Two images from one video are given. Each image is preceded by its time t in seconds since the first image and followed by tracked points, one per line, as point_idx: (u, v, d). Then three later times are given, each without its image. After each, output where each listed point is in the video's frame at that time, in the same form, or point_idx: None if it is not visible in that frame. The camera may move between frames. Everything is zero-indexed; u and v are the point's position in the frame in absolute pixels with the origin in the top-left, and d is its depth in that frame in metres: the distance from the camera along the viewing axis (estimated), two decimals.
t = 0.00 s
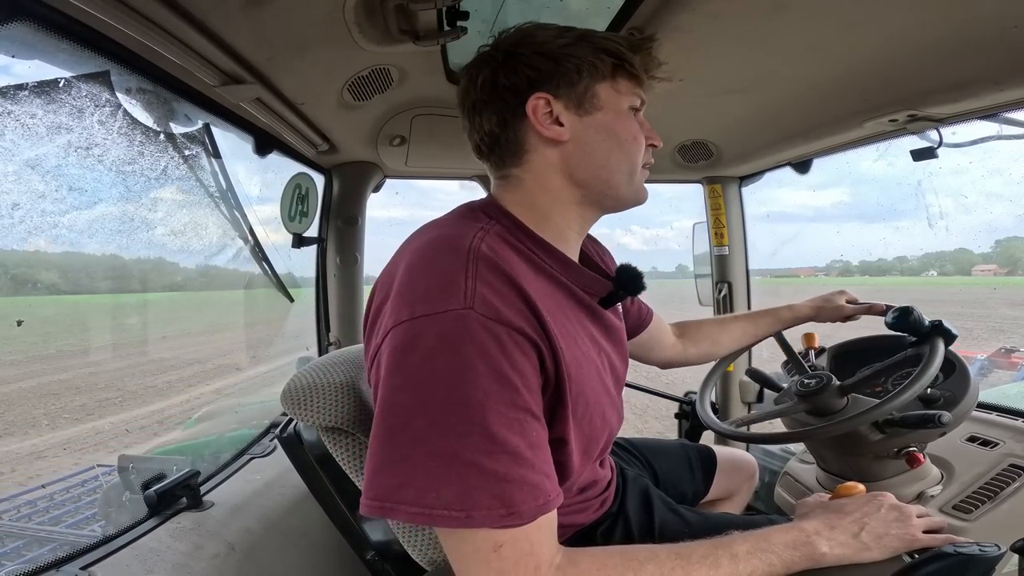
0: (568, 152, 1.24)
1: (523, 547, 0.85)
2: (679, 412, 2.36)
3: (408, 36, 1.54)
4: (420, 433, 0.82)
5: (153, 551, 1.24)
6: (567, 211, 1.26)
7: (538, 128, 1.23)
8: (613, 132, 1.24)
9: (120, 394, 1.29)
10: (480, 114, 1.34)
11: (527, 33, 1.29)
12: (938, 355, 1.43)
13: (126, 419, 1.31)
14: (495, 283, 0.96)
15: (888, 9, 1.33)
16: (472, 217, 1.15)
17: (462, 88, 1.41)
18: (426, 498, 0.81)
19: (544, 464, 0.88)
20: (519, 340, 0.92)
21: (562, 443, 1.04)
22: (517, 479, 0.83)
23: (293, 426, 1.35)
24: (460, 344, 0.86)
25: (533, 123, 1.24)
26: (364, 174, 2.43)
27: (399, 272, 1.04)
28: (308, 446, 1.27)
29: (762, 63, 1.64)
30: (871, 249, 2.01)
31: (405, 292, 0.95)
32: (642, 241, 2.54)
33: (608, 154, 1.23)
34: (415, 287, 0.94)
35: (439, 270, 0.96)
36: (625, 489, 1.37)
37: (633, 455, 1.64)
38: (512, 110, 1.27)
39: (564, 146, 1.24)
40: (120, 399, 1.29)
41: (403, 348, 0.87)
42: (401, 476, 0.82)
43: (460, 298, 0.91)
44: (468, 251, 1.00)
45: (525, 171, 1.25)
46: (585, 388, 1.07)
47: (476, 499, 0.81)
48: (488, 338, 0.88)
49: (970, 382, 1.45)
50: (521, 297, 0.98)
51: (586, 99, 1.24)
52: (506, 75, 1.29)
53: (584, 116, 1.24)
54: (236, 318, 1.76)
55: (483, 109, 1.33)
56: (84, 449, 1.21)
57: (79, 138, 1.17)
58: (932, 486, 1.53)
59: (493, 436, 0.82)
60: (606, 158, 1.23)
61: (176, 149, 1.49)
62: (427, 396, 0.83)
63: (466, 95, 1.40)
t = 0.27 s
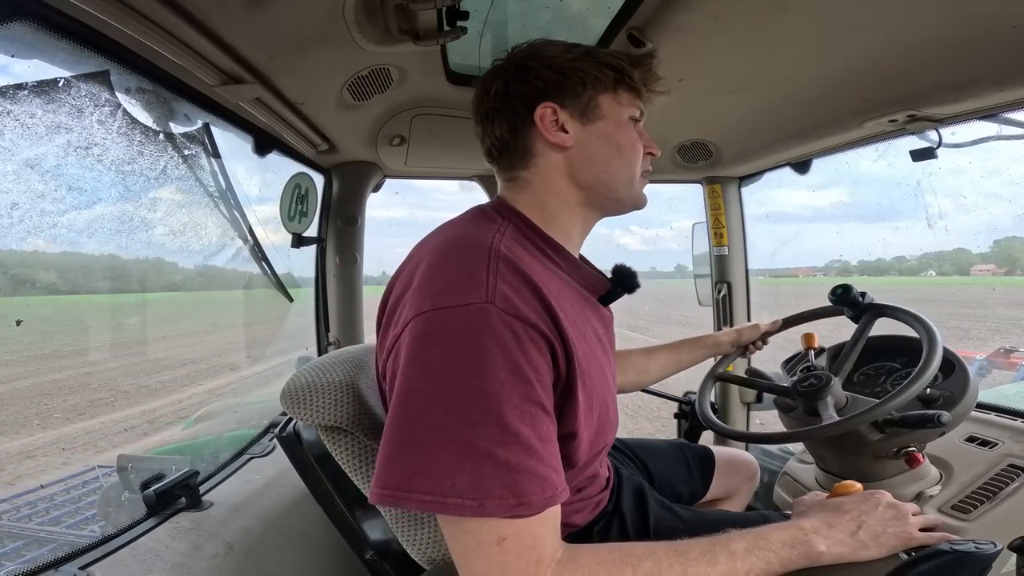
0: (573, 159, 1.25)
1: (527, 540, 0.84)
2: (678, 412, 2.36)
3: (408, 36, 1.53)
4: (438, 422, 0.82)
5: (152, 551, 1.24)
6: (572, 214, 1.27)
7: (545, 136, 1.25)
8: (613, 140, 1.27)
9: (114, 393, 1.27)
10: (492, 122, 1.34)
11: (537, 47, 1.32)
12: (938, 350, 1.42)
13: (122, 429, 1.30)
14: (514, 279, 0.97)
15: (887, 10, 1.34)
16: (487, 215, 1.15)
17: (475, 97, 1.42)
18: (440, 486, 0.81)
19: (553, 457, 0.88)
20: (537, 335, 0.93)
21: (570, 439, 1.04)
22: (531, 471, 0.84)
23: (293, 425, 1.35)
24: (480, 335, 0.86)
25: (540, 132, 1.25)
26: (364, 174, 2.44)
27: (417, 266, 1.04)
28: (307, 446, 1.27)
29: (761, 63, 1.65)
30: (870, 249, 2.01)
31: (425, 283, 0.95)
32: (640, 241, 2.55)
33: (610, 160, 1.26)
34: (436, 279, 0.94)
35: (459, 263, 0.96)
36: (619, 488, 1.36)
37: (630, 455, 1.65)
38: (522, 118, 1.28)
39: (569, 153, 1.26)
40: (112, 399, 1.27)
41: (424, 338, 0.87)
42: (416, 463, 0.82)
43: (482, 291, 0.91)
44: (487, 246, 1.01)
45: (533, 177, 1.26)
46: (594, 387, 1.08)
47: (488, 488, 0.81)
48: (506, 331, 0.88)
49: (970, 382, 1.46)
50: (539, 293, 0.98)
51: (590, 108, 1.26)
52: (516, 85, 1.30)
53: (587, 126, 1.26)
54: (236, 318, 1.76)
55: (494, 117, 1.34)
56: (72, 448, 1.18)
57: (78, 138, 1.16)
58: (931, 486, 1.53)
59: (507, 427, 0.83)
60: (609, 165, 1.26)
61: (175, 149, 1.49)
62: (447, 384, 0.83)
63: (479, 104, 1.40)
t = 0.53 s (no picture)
0: (583, 165, 1.27)
1: (532, 534, 0.85)
2: (675, 411, 2.36)
3: (406, 35, 1.53)
4: (491, 407, 0.84)
5: (149, 551, 1.24)
6: (582, 218, 1.28)
7: (555, 143, 1.26)
8: (620, 145, 1.28)
9: (108, 392, 1.27)
10: (508, 131, 1.36)
11: (548, 60, 1.34)
12: (936, 351, 1.42)
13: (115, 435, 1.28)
14: (548, 275, 1.00)
15: (884, 11, 1.34)
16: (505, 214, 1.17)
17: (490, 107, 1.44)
18: (497, 469, 0.82)
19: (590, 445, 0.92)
20: (571, 328, 0.97)
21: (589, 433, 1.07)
22: (575, 455, 0.87)
23: (291, 425, 1.35)
24: (528, 326, 0.89)
25: (551, 138, 1.27)
26: (362, 173, 2.44)
27: (444, 261, 1.05)
28: (306, 446, 1.26)
29: (759, 63, 1.65)
30: (867, 250, 2.01)
31: (465, 275, 0.96)
32: (639, 241, 2.53)
33: (617, 164, 1.27)
34: (478, 271, 0.96)
35: (498, 257, 0.98)
36: (614, 489, 1.36)
37: (625, 455, 1.65)
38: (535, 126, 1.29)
39: (580, 158, 1.27)
40: (104, 399, 1.26)
41: (472, 326, 0.88)
42: (471, 449, 0.83)
43: (524, 283, 0.94)
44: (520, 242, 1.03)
45: (544, 183, 1.27)
46: (608, 383, 1.11)
47: (546, 472, 0.83)
48: (548, 323, 0.92)
49: (965, 382, 1.47)
50: (570, 289, 1.02)
51: (598, 115, 1.28)
52: (529, 95, 1.32)
53: (594, 132, 1.28)
54: (233, 317, 1.76)
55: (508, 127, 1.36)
56: (60, 448, 1.15)
57: (75, 137, 1.16)
58: (927, 486, 1.53)
59: (558, 414, 0.86)
60: (617, 169, 1.27)
61: (173, 148, 1.48)
62: (501, 370, 0.85)
63: (496, 115, 1.42)
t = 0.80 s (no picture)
0: (625, 160, 1.25)
1: (541, 516, 0.85)
2: (674, 411, 2.37)
3: (404, 35, 1.53)
4: (523, 390, 0.83)
5: (147, 551, 1.24)
6: (622, 211, 1.26)
7: (598, 137, 1.24)
8: (663, 140, 1.27)
9: (106, 393, 1.26)
10: (547, 125, 1.33)
11: (591, 57, 1.32)
12: (932, 349, 1.44)
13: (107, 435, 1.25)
14: (588, 264, 1.00)
15: (882, 12, 1.35)
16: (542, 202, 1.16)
17: (530, 100, 1.41)
18: (522, 452, 0.82)
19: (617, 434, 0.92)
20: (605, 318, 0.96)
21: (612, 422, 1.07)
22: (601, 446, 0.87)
23: (291, 424, 1.34)
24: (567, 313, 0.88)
25: (595, 132, 1.25)
26: (361, 172, 2.44)
27: (484, 245, 1.04)
28: (307, 445, 1.25)
29: (758, 63, 1.65)
30: (865, 250, 2.02)
31: (506, 258, 0.96)
32: (637, 241, 2.54)
33: (660, 159, 1.25)
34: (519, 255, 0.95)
35: (538, 242, 0.98)
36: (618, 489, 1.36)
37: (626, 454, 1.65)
38: (577, 120, 1.26)
39: (621, 154, 1.25)
40: (98, 399, 1.24)
41: (512, 309, 0.88)
42: (503, 431, 0.83)
43: (564, 269, 0.94)
44: (559, 230, 1.02)
45: (585, 175, 1.25)
46: (636, 376, 1.11)
47: (573, 457, 0.83)
48: (584, 312, 0.91)
49: (963, 382, 1.47)
50: (607, 279, 1.02)
51: (641, 110, 1.26)
52: (572, 89, 1.29)
53: (638, 126, 1.26)
54: (231, 317, 1.76)
55: (547, 121, 1.33)
56: (49, 448, 1.12)
57: (72, 137, 1.15)
58: (924, 485, 1.54)
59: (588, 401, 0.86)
60: (659, 164, 1.25)
61: (170, 148, 1.48)
62: (535, 355, 0.85)
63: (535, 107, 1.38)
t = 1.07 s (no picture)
0: (666, 166, 1.23)
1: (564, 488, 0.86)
2: (673, 410, 2.37)
3: (403, 34, 1.53)
4: (583, 362, 0.84)
5: (147, 551, 1.23)
6: (658, 217, 1.26)
7: (642, 143, 1.22)
8: (703, 149, 1.26)
9: (93, 391, 1.23)
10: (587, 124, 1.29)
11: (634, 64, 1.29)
12: (933, 349, 1.43)
13: (130, 429, 1.34)
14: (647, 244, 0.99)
15: (881, 12, 1.34)
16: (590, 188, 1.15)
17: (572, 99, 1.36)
18: (579, 421, 0.83)
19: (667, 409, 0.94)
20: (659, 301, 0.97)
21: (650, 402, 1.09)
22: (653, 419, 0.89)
23: (292, 423, 1.33)
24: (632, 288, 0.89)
25: (640, 139, 1.22)
26: (360, 172, 2.44)
27: (539, 221, 1.03)
28: (306, 445, 1.25)
29: (757, 62, 1.65)
30: (864, 249, 2.01)
31: (566, 233, 0.95)
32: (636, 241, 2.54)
33: (699, 166, 1.25)
34: (579, 231, 0.94)
35: (596, 219, 0.97)
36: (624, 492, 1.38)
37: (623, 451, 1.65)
38: (622, 124, 1.22)
39: (663, 160, 1.23)
40: (86, 398, 1.21)
41: (577, 283, 0.88)
42: (566, 403, 0.83)
43: (627, 246, 0.94)
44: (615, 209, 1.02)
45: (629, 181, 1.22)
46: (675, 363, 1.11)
47: (634, 429, 0.85)
48: (644, 288, 0.92)
49: (963, 380, 1.47)
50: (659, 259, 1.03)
51: (684, 118, 1.24)
52: (617, 94, 1.26)
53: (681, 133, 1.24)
54: (230, 317, 1.76)
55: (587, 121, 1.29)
56: (35, 447, 1.09)
57: (71, 137, 1.15)
58: (923, 484, 1.54)
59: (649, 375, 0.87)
60: (700, 172, 1.25)
61: (169, 148, 1.48)
62: (597, 328, 0.85)
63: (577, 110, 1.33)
